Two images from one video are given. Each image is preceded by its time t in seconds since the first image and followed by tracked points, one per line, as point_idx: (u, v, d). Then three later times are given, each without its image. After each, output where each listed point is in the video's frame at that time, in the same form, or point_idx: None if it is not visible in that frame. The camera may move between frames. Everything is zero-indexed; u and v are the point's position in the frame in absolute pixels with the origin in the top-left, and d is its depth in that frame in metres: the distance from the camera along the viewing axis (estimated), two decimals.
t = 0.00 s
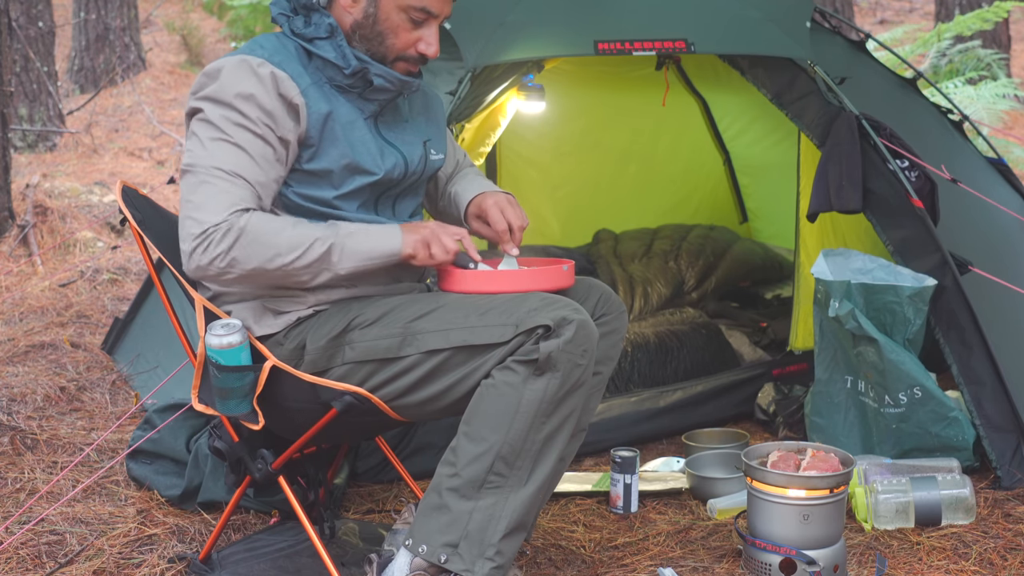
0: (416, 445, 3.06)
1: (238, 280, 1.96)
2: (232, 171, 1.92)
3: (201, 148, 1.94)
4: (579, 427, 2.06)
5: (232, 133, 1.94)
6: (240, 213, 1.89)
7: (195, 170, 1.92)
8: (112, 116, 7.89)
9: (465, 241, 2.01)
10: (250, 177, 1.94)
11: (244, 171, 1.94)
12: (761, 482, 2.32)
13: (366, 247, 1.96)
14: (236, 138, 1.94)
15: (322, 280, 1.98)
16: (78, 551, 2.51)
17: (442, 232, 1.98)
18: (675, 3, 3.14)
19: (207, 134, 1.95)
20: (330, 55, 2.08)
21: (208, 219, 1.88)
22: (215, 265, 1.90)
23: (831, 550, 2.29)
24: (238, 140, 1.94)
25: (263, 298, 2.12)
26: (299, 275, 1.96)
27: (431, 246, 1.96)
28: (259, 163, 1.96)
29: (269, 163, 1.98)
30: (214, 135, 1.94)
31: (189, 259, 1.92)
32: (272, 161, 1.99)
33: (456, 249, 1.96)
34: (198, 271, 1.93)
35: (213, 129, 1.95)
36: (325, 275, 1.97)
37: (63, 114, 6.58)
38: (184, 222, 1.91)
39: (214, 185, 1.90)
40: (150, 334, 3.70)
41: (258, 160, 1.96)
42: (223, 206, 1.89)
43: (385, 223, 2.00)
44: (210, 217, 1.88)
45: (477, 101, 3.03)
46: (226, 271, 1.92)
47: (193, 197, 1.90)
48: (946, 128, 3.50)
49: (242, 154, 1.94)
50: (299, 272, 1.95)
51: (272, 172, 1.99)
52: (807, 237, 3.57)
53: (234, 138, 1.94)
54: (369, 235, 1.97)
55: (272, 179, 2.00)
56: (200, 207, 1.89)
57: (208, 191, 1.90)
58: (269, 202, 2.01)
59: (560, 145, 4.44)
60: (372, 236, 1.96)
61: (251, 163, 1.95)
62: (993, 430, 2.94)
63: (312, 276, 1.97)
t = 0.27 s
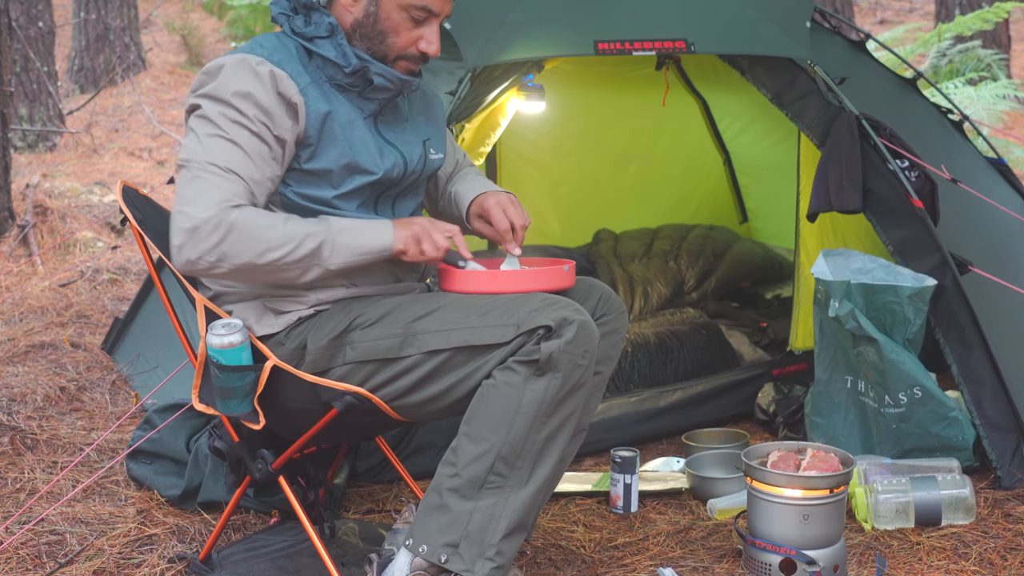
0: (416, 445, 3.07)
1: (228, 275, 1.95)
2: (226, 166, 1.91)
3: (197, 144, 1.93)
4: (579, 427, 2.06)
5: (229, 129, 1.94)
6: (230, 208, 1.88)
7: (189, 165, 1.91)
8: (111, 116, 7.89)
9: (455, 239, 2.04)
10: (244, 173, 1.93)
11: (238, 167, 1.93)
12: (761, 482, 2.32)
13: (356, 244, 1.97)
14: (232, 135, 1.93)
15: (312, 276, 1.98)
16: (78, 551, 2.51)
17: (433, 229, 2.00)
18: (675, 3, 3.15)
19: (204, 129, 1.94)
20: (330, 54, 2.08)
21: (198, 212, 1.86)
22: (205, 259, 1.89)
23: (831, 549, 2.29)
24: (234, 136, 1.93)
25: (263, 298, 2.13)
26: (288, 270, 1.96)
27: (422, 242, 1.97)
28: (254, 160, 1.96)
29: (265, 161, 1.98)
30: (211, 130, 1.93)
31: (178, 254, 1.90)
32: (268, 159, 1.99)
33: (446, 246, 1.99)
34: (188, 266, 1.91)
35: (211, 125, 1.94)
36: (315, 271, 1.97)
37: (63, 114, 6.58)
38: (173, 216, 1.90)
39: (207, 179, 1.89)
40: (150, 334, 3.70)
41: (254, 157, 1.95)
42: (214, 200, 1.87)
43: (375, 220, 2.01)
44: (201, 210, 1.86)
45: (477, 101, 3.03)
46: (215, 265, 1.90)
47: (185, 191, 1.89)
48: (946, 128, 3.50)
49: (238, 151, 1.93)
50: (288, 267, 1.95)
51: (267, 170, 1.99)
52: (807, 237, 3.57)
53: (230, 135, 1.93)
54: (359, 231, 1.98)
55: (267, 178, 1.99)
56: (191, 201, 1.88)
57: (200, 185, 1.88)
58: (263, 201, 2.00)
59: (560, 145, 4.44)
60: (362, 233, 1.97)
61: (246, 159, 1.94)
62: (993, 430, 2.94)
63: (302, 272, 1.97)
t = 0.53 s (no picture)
0: (416, 445, 3.07)
1: (226, 276, 1.94)
2: (225, 168, 1.91)
3: (196, 145, 1.93)
4: (579, 427, 2.06)
5: (227, 130, 1.94)
6: (230, 209, 1.88)
7: (188, 167, 1.91)
8: (111, 116, 7.90)
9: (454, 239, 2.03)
10: (243, 175, 1.93)
11: (237, 168, 1.93)
12: (761, 483, 2.32)
13: (355, 245, 1.97)
14: (230, 136, 1.94)
15: (311, 277, 1.98)
16: (78, 551, 2.51)
17: (431, 229, 2.00)
18: (675, 3, 3.14)
19: (203, 131, 1.94)
20: (328, 54, 2.07)
21: (198, 214, 1.87)
22: (204, 261, 1.89)
23: (831, 549, 2.29)
24: (233, 137, 1.94)
25: (263, 299, 2.13)
26: (287, 271, 1.96)
27: (420, 242, 1.97)
28: (253, 161, 1.96)
29: (263, 162, 1.98)
30: (209, 131, 1.94)
31: (177, 255, 1.90)
32: (266, 160, 1.99)
33: (445, 246, 1.98)
34: (187, 267, 1.91)
35: (209, 127, 1.94)
36: (314, 271, 1.97)
37: (63, 114, 6.58)
38: (173, 218, 1.90)
39: (206, 181, 1.89)
40: (150, 334, 3.70)
41: (252, 158, 1.96)
42: (213, 202, 1.87)
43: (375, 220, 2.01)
44: (200, 212, 1.86)
45: (476, 101, 3.03)
46: (214, 267, 1.90)
47: (184, 193, 1.89)
48: (946, 128, 3.50)
49: (237, 152, 1.94)
50: (287, 268, 1.95)
51: (266, 171, 1.99)
52: (807, 237, 3.57)
53: (228, 136, 1.93)
54: (359, 232, 1.98)
55: (266, 179, 1.99)
56: (191, 202, 1.88)
57: (199, 187, 1.88)
58: (262, 201, 2.00)
59: (560, 145, 4.44)
60: (361, 234, 1.97)
61: (245, 160, 1.94)
62: (993, 430, 2.94)
63: (301, 272, 1.97)
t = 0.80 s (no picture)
0: (416, 445, 3.07)
1: (220, 275, 1.95)
2: (220, 166, 1.91)
3: (191, 144, 1.93)
4: (579, 427, 2.06)
5: (223, 130, 1.94)
6: (224, 209, 1.88)
7: (183, 166, 1.91)
8: (111, 116, 7.90)
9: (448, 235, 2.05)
10: (237, 174, 1.93)
11: (231, 167, 1.92)
12: (761, 483, 2.32)
13: (350, 243, 1.97)
14: (225, 135, 1.93)
15: (308, 276, 1.98)
16: (78, 551, 2.51)
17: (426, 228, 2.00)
18: (675, 3, 3.14)
19: (199, 130, 1.94)
20: (327, 55, 2.07)
21: (192, 213, 1.87)
22: (198, 259, 1.89)
23: (831, 549, 2.29)
24: (228, 136, 1.93)
25: (262, 299, 2.13)
26: (282, 270, 1.96)
27: (415, 241, 1.97)
28: (248, 160, 1.96)
29: (258, 161, 1.98)
30: (204, 131, 1.94)
31: (172, 254, 1.91)
32: (261, 159, 1.98)
33: (440, 243, 2.00)
34: (182, 266, 1.91)
35: (205, 126, 1.95)
36: (310, 270, 1.97)
37: (63, 114, 6.58)
38: (168, 217, 1.90)
39: (201, 180, 1.89)
40: (150, 334, 3.70)
41: (247, 157, 1.96)
42: (208, 200, 1.87)
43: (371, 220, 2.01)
44: (195, 211, 1.87)
45: (477, 101, 3.03)
46: (208, 265, 1.90)
47: (178, 192, 1.89)
48: (946, 128, 3.50)
49: (232, 151, 1.93)
50: (282, 266, 1.95)
51: (261, 170, 1.99)
52: (807, 237, 3.57)
53: (223, 135, 1.93)
54: (354, 230, 1.98)
55: (261, 178, 1.99)
56: (185, 201, 1.88)
57: (194, 186, 1.89)
58: (258, 200, 2.00)
59: (560, 145, 4.44)
60: (357, 233, 1.97)
61: (240, 159, 1.94)
62: (993, 430, 2.94)
63: (296, 271, 1.97)
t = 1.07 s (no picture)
0: (416, 445, 3.06)
1: (217, 273, 1.95)
2: (218, 165, 1.91)
3: (190, 143, 1.93)
4: (579, 427, 2.06)
5: (221, 129, 1.94)
6: (221, 207, 1.88)
7: (182, 165, 1.92)
8: (111, 116, 7.90)
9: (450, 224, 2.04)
10: (236, 173, 1.93)
11: (230, 166, 1.92)
12: (761, 483, 2.32)
13: (348, 237, 1.95)
14: (224, 134, 1.93)
15: (307, 271, 1.98)
16: (78, 551, 2.51)
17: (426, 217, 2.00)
18: (675, 3, 3.14)
19: (198, 129, 1.94)
20: (327, 55, 2.07)
21: (189, 212, 1.87)
22: (195, 258, 1.89)
23: (831, 549, 2.29)
24: (226, 135, 1.93)
25: (263, 299, 2.13)
26: (281, 267, 1.95)
27: (416, 232, 1.97)
28: (247, 160, 1.96)
29: (257, 160, 1.98)
30: (203, 130, 1.94)
31: (170, 253, 1.91)
32: (260, 158, 1.98)
33: (441, 233, 1.99)
34: (179, 264, 1.92)
35: (203, 125, 1.95)
36: (308, 266, 1.97)
37: (63, 114, 6.58)
38: (166, 216, 1.90)
39: (199, 179, 1.89)
40: (150, 334, 3.70)
41: (246, 157, 1.95)
42: (205, 199, 1.87)
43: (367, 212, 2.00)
44: (192, 210, 1.87)
45: (477, 100, 3.03)
46: (205, 263, 1.90)
47: (177, 191, 1.90)
48: (946, 128, 3.50)
49: (230, 150, 1.93)
50: (280, 263, 1.94)
51: (260, 169, 1.99)
52: (807, 237, 3.57)
53: (222, 134, 1.93)
54: (352, 224, 1.96)
55: (260, 177, 1.99)
56: (183, 200, 1.88)
57: (192, 185, 1.89)
58: (257, 199, 2.00)
59: (560, 145, 4.44)
60: (354, 226, 1.96)
61: (238, 158, 1.94)
62: (993, 430, 2.94)
63: (295, 268, 1.96)
